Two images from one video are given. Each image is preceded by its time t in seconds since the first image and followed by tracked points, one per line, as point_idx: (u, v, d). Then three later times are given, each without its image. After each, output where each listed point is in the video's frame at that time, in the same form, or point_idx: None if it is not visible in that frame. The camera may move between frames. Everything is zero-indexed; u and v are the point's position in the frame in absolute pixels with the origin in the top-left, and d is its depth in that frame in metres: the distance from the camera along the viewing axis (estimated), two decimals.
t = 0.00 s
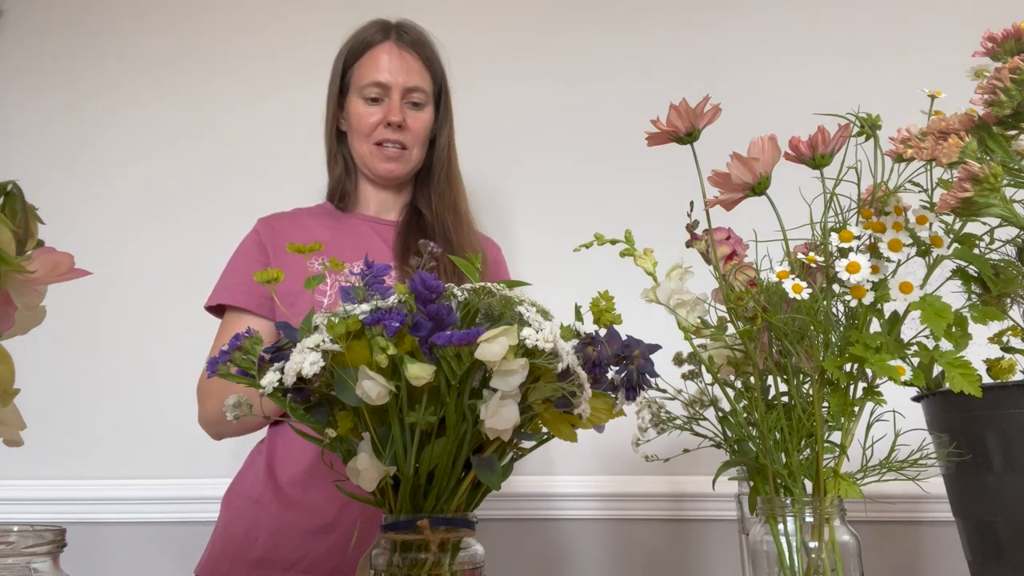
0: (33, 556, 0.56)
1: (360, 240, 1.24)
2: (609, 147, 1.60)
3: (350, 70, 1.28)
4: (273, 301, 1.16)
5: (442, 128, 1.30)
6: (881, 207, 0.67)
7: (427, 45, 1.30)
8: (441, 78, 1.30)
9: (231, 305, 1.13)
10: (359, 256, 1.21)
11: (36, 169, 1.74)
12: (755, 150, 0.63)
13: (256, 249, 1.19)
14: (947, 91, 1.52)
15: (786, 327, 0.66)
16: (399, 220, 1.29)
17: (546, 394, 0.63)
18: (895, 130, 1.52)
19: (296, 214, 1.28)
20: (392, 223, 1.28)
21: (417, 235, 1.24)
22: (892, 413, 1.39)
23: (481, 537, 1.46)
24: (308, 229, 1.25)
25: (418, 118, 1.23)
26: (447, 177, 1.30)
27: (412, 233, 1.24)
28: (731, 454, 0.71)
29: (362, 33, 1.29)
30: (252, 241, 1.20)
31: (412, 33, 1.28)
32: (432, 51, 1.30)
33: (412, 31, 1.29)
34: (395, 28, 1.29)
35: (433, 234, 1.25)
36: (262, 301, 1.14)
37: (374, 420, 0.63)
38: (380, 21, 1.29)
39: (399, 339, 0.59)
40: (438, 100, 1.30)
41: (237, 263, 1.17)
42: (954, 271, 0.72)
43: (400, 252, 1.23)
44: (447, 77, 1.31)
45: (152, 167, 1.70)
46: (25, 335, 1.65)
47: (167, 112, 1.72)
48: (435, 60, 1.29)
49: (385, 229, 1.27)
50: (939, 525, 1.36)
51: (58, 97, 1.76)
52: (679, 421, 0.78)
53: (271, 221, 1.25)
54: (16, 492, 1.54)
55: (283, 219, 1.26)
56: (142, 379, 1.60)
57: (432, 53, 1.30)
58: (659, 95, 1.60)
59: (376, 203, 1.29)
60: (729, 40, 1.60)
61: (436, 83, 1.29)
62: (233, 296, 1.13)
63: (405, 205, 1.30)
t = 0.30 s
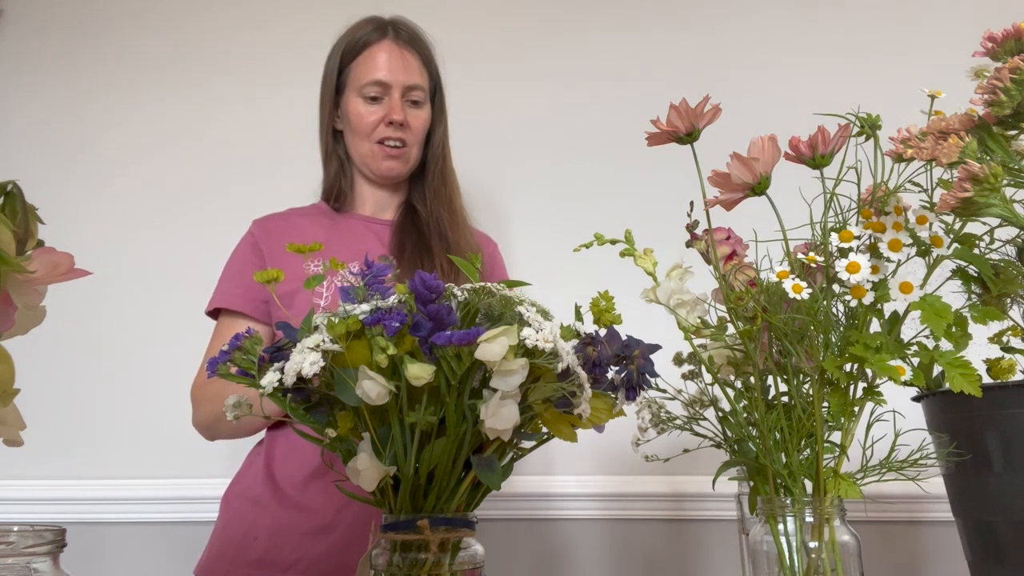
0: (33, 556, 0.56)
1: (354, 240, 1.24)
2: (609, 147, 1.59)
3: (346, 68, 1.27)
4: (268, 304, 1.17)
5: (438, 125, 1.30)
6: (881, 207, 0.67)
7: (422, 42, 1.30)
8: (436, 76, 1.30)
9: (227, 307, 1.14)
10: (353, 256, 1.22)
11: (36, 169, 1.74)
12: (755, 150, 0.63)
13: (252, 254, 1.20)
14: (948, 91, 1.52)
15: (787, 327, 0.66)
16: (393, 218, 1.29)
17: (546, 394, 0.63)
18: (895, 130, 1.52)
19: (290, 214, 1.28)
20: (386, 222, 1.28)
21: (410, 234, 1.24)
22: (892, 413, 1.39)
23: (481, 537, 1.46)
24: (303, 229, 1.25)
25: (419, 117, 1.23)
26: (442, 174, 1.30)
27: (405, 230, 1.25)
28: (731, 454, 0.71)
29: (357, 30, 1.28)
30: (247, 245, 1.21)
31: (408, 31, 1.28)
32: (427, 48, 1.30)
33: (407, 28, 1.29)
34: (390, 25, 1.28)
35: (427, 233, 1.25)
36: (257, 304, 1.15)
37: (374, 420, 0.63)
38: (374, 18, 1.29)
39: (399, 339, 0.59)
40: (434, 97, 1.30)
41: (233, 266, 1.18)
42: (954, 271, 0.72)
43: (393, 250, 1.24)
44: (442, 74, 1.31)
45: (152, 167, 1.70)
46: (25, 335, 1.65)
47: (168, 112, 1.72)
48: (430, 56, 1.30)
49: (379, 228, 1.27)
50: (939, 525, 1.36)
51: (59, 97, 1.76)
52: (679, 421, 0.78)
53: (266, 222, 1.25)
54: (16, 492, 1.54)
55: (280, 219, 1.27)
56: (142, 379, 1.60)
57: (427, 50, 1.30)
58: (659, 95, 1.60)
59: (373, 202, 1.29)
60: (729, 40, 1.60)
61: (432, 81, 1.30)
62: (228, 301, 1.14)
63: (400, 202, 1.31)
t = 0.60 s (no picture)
0: (33, 556, 0.56)
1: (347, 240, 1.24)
2: (609, 147, 1.59)
3: (341, 65, 1.27)
4: (261, 305, 1.18)
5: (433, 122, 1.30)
6: (881, 207, 0.67)
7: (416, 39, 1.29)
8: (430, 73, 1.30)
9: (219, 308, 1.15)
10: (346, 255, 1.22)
11: (36, 169, 1.74)
12: (755, 150, 0.63)
13: (245, 254, 1.21)
14: (948, 91, 1.52)
15: (787, 327, 0.66)
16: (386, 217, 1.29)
17: (546, 394, 0.63)
18: (895, 130, 1.52)
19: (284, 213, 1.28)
20: (380, 220, 1.28)
21: (404, 231, 1.24)
22: (892, 413, 1.39)
23: (481, 537, 1.46)
24: (295, 228, 1.25)
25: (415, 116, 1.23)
26: (436, 172, 1.29)
27: (397, 226, 1.25)
28: (731, 454, 0.71)
29: (352, 27, 1.27)
30: (240, 245, 1.22)
31: (403, 28, 1.28)
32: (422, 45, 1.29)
33: (401, 25, 1.28)
34: (385, 22, 1.28)
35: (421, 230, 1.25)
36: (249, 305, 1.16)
37: (374, 420, 0.63)
38: (369, 15, 1.28)
39: (399, 339, 0.59)
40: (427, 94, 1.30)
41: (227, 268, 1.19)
42: (954, 271, 0.72)
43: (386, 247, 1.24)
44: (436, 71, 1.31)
45: (152, 167, 1.70)
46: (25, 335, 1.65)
47: (167, 111, 1.72)
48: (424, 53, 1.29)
49: (372, 225, 1.27)
50: (939, 525, 1.36)
51: (59, 96, 1.76)
52: (679, 421, 0.78)
53: (260, 222, 1.25)
54: (16, 492, 1.54)
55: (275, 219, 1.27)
56: (142, 379, 1.60)
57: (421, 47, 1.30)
58: (659, 95, 1.60)
59: (367, 201, 1.30)
60: (729, 40, 1.60)
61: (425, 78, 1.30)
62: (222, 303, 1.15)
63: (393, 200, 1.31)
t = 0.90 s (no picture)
0: (33, 556, 0.56)
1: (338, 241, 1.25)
2: (609, 147, 1.59)
3: (337, 63, 1.27)
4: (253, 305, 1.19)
5: (429, 122, 1.29)
6: (881, 207, 0.67)
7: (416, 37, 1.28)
8: (430, 72, 1.29)
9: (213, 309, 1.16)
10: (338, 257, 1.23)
11: (36, 169, 1.74)
12: (755, 150, 0.63)
13: (240, 255, 1.23)
14: (948, 91, 1.52)
15: (787, 327, 0.66)
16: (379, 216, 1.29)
17: (546, 394, 0.63)
18: (895, 130, 1.52)
19: (280, 214, 1.30)
20: (373, 220, 1.29)
21: (398, 231, 1.24)
22: (892, 413, 1.39)
23: (481, 538, 1.46)
24: (291, 229, 1.27)
25: (407, 115, 1.22)
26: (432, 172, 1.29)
27: (388, 226, 1.25)
28: (731, 453, 0.71)
29: (349, 26, 1.27)
30: (236, 245, 1.24)
31: (400, 26, 1.27)
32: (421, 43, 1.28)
33: (399, 23, 1.27)
34: (383, 20, 1.27)
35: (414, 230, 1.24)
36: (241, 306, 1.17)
37: (374, 420, 0.63)
38: (367, 13, 1.28)
39: (399, 339, 0.59)
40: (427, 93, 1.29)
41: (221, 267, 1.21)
42: (954, 271, 0.72)
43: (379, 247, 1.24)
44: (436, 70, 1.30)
45: (153, 167, 1.70)
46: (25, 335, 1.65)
47: (167, 111, 1.72)
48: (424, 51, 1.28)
49: (365, 226, 1.28)
50: (939, 525, 1.36)
51: (59, 96, 1.77)
52: (679, 421, 0.78)
53: (256, 222, 1.27)
54: (17, 492, 1.54)
55: (271, 219, 1.28)
56: (142, 379, 1.60)
57: (421, 45, 1.28)
58: (659, 95, 1.60)
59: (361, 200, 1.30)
60: (729, 40, 1.60)
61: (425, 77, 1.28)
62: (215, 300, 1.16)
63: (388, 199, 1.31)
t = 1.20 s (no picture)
0: (33, 557, 0.56)
1: (337, 241, 1.25)
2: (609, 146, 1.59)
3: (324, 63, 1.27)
4: (251, 305, 1.19)
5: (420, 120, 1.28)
6: (881, 207, 0.67)
7: (404, 34, 1.26)
8: (419, 68, 1.27)
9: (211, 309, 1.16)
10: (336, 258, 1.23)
11: (36, 169, 1.74)
12: (755, 150, 0.63)
13: (236, 253, 1.22)
14: (948, 91, 1.52)
15: (786, 327, 0.66)
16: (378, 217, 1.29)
17: (546, 394, 0.63)
18: (895, 129, 1.52)
19: (275, 211, 1.29)
20: (369, 221, 1.29)
21: (393, 233, 1.24)
22: (892, 413, 1.39)
23: (481, 537, 1.46)
24: (287, 228, 1.26)
25: (389, 116, 1.22)
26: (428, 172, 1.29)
27: (387, 228, 1.25)
28: (731, 453, 0.71)
29: (336, 24, 1.27)
30: (231, 244, 1.23)
31: (385, 24, 1.25)
32: (408, 39, 1.26)
33: (386, 20, 1.26)
34: (369, 18, 1.26)
35: (411, 231, 1.24)
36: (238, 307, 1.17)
37: (374, 420, 0.63)
38: (355, 10, 1.26)
39: (399, 339, 0.59)
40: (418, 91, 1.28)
41: (216, 266, 1.20)
42: (954, 271, 0.72)
43: (375, 248, 1.24)
44: (425, 66, 1.28)
45: (153, 167, 1.70)
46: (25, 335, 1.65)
47: (167, 111, 1.72)
48: (412, 49, 1.26)
49: (363, 228, 1.28)
50: (939, 525, 1.36)
51: (59, 96, 1.77)
52: (679, 421, 0.78)
53: (251, 220, 1.26)
54: (17, 492, 1.54)
55: (268, 218, 1.27)
56: (142, 378, 1.60)
57: (410, 42, 1.26)
58: (659, 95, 1.60)
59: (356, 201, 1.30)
60: (729, 39, 1.60)
61: (414, 74, 1.27)
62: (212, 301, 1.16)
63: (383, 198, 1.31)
